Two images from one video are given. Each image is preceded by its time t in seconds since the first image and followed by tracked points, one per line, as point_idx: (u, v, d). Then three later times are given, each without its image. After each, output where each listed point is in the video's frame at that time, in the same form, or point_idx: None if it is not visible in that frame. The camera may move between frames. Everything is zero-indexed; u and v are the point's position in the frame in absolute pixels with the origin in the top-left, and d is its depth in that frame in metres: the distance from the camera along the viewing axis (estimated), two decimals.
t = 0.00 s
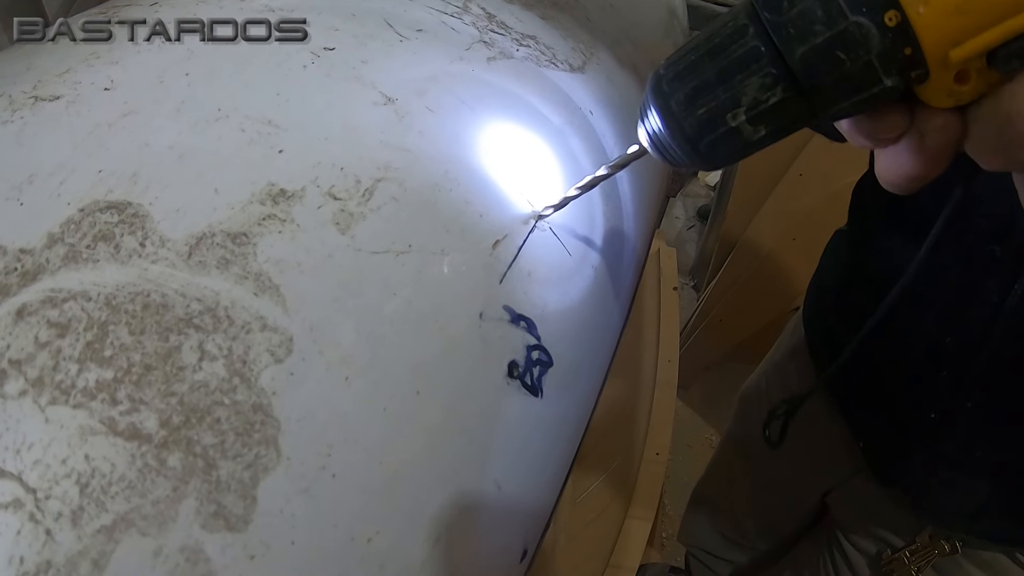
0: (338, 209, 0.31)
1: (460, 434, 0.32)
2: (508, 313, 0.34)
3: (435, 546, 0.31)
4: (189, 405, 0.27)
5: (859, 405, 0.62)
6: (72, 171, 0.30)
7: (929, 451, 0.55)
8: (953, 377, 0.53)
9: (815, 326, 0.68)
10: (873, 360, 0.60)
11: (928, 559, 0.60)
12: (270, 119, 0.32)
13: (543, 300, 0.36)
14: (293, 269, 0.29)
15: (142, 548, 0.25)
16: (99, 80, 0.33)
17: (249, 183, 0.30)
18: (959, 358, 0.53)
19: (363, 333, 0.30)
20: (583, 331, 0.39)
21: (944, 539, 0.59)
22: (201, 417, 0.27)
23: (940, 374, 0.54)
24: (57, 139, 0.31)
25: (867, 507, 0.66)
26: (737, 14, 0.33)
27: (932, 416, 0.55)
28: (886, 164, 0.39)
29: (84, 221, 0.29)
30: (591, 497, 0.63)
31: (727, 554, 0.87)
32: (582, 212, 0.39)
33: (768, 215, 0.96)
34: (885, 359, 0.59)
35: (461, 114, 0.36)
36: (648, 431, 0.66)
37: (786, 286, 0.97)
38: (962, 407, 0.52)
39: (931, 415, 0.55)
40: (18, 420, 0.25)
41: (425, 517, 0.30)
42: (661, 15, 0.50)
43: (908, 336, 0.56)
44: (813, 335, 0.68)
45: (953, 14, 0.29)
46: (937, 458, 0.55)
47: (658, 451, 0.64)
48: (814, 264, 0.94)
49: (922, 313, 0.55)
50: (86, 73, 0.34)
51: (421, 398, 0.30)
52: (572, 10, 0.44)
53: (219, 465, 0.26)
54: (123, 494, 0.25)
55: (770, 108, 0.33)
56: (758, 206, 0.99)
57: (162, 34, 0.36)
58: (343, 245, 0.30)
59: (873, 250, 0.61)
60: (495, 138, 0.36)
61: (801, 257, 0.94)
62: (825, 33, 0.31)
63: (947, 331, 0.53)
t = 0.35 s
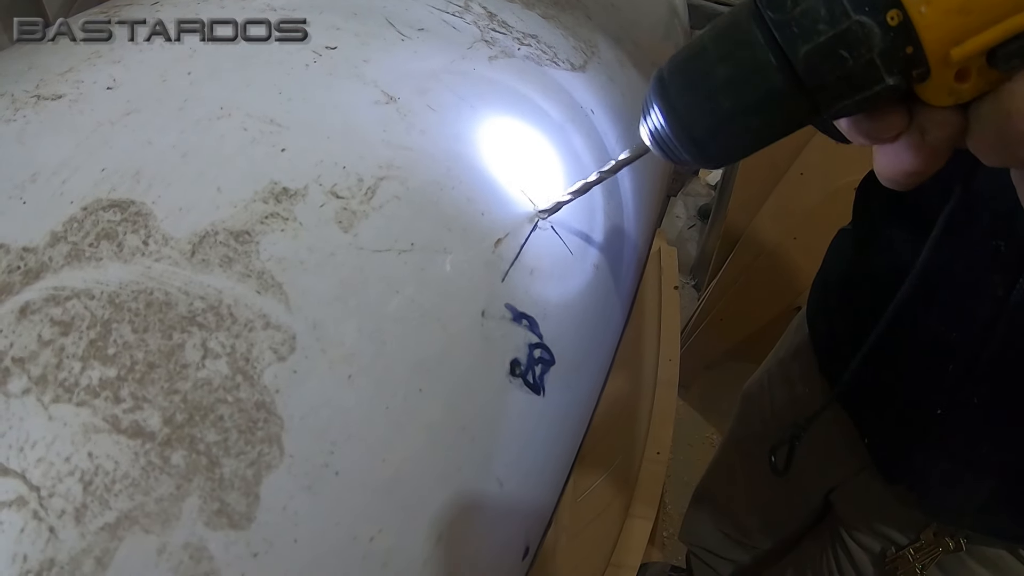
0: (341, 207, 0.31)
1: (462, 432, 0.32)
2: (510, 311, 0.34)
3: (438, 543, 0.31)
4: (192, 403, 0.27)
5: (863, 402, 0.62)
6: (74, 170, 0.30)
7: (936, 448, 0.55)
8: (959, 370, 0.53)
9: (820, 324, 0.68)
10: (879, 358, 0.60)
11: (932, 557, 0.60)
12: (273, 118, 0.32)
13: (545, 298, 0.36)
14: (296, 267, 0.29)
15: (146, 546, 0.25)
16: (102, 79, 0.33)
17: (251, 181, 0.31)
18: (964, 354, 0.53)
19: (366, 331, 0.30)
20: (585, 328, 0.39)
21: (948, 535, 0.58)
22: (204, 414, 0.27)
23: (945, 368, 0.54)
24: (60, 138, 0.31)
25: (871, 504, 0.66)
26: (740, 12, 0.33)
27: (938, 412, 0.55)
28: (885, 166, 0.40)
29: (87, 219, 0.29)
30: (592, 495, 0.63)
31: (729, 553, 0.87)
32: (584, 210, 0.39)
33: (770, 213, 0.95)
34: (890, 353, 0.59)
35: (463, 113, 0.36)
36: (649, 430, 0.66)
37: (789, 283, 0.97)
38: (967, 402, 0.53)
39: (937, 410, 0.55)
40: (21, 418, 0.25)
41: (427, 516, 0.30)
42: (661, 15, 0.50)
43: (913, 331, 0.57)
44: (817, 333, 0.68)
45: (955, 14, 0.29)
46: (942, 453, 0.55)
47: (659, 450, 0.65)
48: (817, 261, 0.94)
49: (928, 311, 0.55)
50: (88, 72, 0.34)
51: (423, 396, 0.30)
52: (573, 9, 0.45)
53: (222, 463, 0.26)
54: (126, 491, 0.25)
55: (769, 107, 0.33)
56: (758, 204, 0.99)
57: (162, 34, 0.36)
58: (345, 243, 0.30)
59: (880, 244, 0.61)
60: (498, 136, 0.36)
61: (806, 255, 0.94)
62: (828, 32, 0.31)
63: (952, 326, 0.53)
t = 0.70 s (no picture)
0: (338, 204, 0.31)
1: (461, 430, 0.31)
2: (508, 308, 0.34)
3: (436, 541, 0.31)
4: (189, 401, 0.27)
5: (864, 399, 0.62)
6: (71, 168, 0.30)
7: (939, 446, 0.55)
8: (961, 367, 0.53)
9: (819, 322, 0.67)
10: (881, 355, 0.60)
11: (934, 551, 0.59)
12: (270, 115, 0.32)
13: (544, 296, 0.36)
14: (293, 264, 0.29)
15: (142, 544, 0.25)
16: (100, 77, 0.33)
17: (249, 178, 0.30)
18: (965, 350, 0.52)
19: (364, 329, 0.29)
20: (584, 326, 0.38)
21: (950, 530, 0.58)
22: (200, 412, 0.27)
23: (947, 364, 0.54)
24: (57, 135, 0.31)
25: (871, 499, 0.65)
26: (740, 9, 0.33)
27: (941, 406, 0.55)
28: (877, 157, 0.40)
29: (84, 217, 0.29)
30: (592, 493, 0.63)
31: (730, 551, 0.87)
32: (583, 208, 0.39)
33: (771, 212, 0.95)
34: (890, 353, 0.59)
35: (461, 110, 0.36)
36: (649, 430, 0.66)
37: (790, 281, 0.97)
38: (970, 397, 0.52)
39: (939, 405, 0.55)
40: (17, 416, 0.25)
41: (427, 513, 0.30)
42: (661, 13, 0.50)
43: (915, 328, 0.56)
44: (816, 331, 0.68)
45: (954, 11, 0.29)
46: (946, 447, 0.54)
47: (659, 449, 0.65)
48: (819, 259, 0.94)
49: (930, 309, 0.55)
50: (85, 70, 0.34)
51: (422, 394, 0.30)
52: (572, 6, 0.45)
53: (219, 460, 0.26)
54: (122, 489, 0.25)
55: (770, 103, 0.33)
56: (759, 203, 0.99)
57: (162, 34, 0.36)
58: (343, 241, 0.30)
59: (883, 237, 0.61)
60: (496, 133, 0.36)
61: (809, 252, 0.94)
62: (829, 28, 0.30)
63: (954, 320, 0.53)
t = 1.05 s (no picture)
0: (336, 212, 0.31)
1: (458, 436, 0.32)
2: (505, 315, 0.34)
3: (434, 546, 0.31)
4: (187, 409, 0.27)
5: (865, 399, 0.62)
6: (70, 175, 0.30)
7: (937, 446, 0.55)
8: (961, 367, 0.53)
9: (819, 323, 0.67)
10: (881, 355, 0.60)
11: (934, 551, 0.60)
12: (268, 122, 0.32)
13: (540, 303, 0.36)
14: (291, 272, 0.29)
15: (141, 551, 0.25)
16: (98, 83, 0.34)
17: (247, 186, 0.31)
18: (965, 352, 0.52)
19: (361, 336, 0.30)
20: (581, 331, 0.39)
21: (949, 531, 0.58)
22: (199, 420, 0.27)
23: (946, 366, 0.54)
24: (55, 143, 0.31)
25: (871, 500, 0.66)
26: (739, 13, 0.33)
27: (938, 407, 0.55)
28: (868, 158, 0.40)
29: (83, 225, 0.29)
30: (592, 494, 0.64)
31: (730, 552, 0.88)
32: (580, 212, 0.39)
33: (771, 211, 0.95)
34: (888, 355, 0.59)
35: (459, 116, 0.36)
36: (649, 430, 0.66)
37: (791, 282, 0.97)
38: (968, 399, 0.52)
39: (937, 407, 0.55)
40: (17, 424, 0.26)
41: (425, 518, 0.30)
42: (660, 16, 0.50)
43: (914, 329, 0.56)
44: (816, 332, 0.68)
45: (950, 16, 0.29)
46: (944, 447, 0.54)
47: (659, 450, 0.65)
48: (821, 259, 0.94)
49: (929, 311, 0.55)
50: (84, 76, 0.34)
51: (418, 400, 0.30)
52: (571, 9, 0.45)
53: (217, 467, 0.27)
54: (121, 496, 0.26)
55: (767, 108, 0.33)
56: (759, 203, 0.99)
57: (162, 34, 0.36)
58: (340, 248, 0.31)
59: (881, 240, 0.60)
60: (493, 138, 0.36)
61: (810, 252, 0.93)
62: (825, 33, 0.30)
63: (953, 320, 0.53)
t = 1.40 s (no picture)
0: (337, 215, 0.31)
1: (457, 439, 0.32)
2: (504, 317, 0.34)
3: (433, 547, 0.31)
4: (189, 411, 0.27)
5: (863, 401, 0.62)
6: (72, 178, 0.30)
7: (934, 448, 0.55)
8: (958, 370, 0.53)
9: (815, 325, 0.68)
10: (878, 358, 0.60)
11: (931, 553, 0.60)
12: (269, 126, 0.32)
13: (540, 305, 0.36)
14: (292, 275, 0.30)
15: (143, 552, 0.26)
16: (99, 86, 0.34)
17: (249, 190, 0.31)
18: (962, 356, 0.53)
19: (362, 340, 0.30)
20: (580, 333, 0.39)
21: (946, 532, 0.58)
22: (200, 422, 0.27)
23: (943, 370, 0.54)
24: (56, 146, 0.31)
25: (869, 503, 0.66)
26: (742, 22, 0.33)
27: (936, 411, 0.55)
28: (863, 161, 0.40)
29: (85, 228, 0.29)
30: (592, 494, 0.64)
31: (728, 554, 0.89)
32: (579, 215, 0.39)
33: (771, 212, 0.95)
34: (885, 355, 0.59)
35: (460, 120, 0.36)
36: (649, 430, 0.66)
37: (790, 283, 0.97)
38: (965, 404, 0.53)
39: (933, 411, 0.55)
40: (20, 426, 0.26)
41: (425, 520, 0.31)
42: (661, 19, 0.50)
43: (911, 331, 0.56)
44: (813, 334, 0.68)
45: (951, 28, 0.29)
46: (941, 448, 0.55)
47: (659, 451, 0.65)
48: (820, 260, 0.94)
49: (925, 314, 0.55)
50: (85, 79, 0.34)
51: (418, 403, 0.31)
52: (572, 12, 0.45)
53: (218, 470, 0.27)
54: (124, 498, 0.26)
55: (765, 115, 0.33)
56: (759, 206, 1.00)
57: (162, 34, 0.37)
58: (341, 251, 0.31)
59: (879, 242, 0.61)
60: (493, 142, 0.37)
61: (809, 253, 0.93)
62: (824, 44, 0.31)
63: (950, 324, 0.53)
